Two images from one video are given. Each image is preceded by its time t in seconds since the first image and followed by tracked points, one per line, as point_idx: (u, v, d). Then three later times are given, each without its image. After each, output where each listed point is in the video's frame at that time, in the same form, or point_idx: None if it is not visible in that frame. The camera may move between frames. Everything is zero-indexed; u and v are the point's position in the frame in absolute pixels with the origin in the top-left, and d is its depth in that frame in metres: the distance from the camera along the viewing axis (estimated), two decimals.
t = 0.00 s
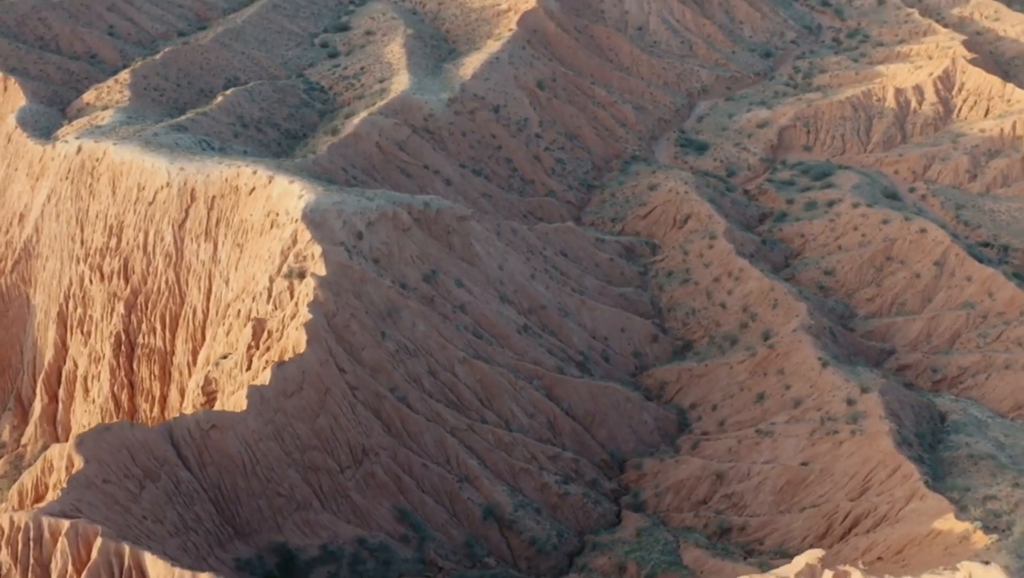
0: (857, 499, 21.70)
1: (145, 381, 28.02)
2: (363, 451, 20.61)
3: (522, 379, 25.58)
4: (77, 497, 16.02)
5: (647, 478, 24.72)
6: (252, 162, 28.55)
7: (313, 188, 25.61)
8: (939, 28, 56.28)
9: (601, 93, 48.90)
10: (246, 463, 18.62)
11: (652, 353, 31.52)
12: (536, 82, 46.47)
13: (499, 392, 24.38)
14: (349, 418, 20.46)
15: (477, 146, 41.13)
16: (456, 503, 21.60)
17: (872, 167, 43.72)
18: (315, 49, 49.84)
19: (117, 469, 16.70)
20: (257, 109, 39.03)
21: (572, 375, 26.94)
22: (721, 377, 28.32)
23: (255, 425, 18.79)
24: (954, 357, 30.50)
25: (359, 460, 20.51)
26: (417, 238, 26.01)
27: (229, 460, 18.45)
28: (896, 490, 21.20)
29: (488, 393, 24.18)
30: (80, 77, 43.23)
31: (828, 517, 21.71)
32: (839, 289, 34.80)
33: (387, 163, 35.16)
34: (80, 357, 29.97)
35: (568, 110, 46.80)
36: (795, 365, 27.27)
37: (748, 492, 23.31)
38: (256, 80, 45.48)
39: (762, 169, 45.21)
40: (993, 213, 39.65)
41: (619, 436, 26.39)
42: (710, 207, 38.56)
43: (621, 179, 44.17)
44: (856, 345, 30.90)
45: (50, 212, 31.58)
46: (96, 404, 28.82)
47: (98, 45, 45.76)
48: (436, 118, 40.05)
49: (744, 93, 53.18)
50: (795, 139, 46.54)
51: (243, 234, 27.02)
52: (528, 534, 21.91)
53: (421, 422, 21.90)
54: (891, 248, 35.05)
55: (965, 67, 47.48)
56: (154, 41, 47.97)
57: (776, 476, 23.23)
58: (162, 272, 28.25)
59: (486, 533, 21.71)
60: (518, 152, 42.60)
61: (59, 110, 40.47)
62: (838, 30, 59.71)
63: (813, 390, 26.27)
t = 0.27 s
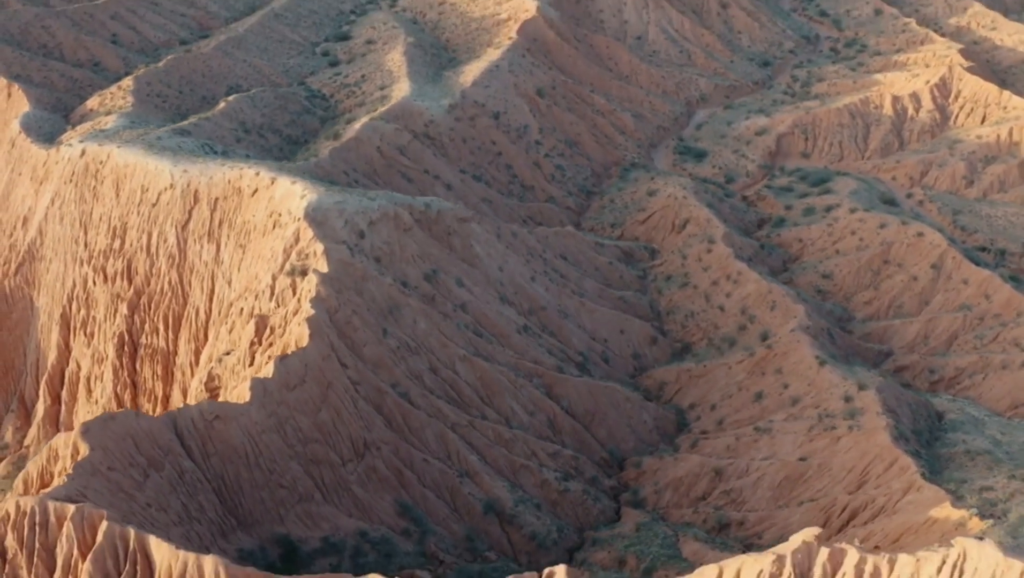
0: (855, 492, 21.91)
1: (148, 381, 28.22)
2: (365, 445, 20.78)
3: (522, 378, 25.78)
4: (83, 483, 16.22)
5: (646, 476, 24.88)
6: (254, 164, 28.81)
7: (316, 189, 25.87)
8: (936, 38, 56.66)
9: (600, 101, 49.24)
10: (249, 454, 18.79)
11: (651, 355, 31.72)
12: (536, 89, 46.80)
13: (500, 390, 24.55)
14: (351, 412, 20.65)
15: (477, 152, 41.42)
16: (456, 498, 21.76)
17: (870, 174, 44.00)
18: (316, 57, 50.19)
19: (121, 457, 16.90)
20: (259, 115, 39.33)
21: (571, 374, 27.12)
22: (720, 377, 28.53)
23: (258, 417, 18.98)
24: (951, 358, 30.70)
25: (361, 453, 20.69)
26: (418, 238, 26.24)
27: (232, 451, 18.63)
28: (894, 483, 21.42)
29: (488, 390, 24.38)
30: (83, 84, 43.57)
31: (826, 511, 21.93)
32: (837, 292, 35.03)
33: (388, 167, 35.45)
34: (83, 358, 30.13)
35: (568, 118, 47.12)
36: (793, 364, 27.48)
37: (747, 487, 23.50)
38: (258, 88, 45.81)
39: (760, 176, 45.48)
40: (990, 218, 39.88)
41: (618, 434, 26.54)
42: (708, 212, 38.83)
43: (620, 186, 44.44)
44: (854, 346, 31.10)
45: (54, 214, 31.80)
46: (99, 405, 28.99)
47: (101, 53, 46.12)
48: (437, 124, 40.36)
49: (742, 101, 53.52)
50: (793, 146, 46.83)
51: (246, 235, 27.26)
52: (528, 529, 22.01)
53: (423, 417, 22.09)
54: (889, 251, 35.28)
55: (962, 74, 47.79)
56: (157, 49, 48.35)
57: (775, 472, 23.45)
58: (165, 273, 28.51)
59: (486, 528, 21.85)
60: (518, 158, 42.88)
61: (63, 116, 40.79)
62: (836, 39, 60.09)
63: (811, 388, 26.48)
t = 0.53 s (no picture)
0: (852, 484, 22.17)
1: (151, 382, 28.43)
2: (367, 438, 21.00)
3: (522, 376, 26.02)
4: (89, 469, 16.44)
5: (645, 473, 25.07)
6: (257, 167, 29.14)
7: (319, 190, 26.20)
8: (933, 49, 57.16)
9: (600, 110, 49.65)
10: (252, 444, 19.01)
11: (650, 357, 31.94)
12: (536, 98, 47.19)
13: (500, 387, 24.76)
14: (353, 405, 20.88)
15: (478, 159, 41.77)
16: (457, 492, 21.94)
17: (867, 181, 44.33)
18: (318, 67, 50.60)
19: (127, 444, 17.13)
20: (262, 122, 39.68)
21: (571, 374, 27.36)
22: (719, 377, 28.77)
23: (261, 408, 19.22)
24: (948, 360, 30.93)
25: (362, 446, 20.90)
26: (420, 238, 26.54)
27: (236, 441, 18.84)
28: (890, 474, 21.71)
29: (489, 387, 24.60)
30: (87, 92, 43.96)
31: (823, 504, 22.18)
32: (834, 296, 35.30)
33: (389, 173, 35.80)
34: (87, 360, 30.32)
35: (567, 127, 47.50)
36: (790, 364, 27.76)
37: (744, 483, 23.72)
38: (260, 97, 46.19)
39: (758, 184, 45.80)
40: (986, 224, 40.18)
41: (618, 433, 26.72)
42: (706, 217, 39.13)
43: (619, 193, 44.77)
44: (851, 348, 31.34)
45: (58, 218, 32.08)
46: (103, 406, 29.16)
47: (104, 62, 46.55)
48: (437, 131, 40.74)
49: (740, 111, 53.93)
50: (790, 155, 47.20)
51: (250, 236, 27.56)
52: (529, 524, 22.10)
53: (424, 412, 22.32)
54: (886, 256, 35.57)
55: (958, 83, 48.19)
56: (160, 59, 48.80)
57: (772, 467, 23.70)
58: (169, 275, 28.79)
59: (487, 522, 22.01)
60: (518, 165, 43.22)
61: (67, 124, 41.15)
62: (834, 51, 60.57)
63: (808, 387, 26.74)
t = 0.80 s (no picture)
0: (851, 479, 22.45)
1: (153, 382, 28.59)
2: (368, 433, 21.19)
3: (522, 375, 26.23)
4: (95, 457, 16.63)
5: (644, 471, 25.25)
6: (260, 169, 29.42)
7: (321, 191, 26.51)
8: (930, 58, 57.56)
9: (599, 118, 50.01)
10: (256, 437, 19.19)
11: (649, 359, 32.12)
12: (535, 105, 47.53)
13: (500, 385, 24.95)
14: (355, 400, 21.11)
15: (478, 165, 42.07)
16: (458, 487, 22.10)
17: (864, 188, 44.62)
18: (319, 76, 50.95)
19: (132, 433, 17.29)
20: (264, 128, 39.99)
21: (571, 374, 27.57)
22: (717, 378, 28.99)
23: (265, 401, 19.42)
24: (945, 361, 31.13)
25: (364, 441, 21.08)
26: (421, 238, 26.81)
27: (239, 433, 19.01)
28: (887, 467, 22.02)
29: (489, 385, 24.80)
30: (90, 99, 44.29)
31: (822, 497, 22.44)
32: (832, 300, 35.55)
33: (391, 177, 36.09)
34: (89, 362, 30.45)
35: (567, 134, 47.83)
36: (788, 363, 28.00)
37: (743, 479, 23.91)
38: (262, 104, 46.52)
39: (757, 191, 46.07)
40: (983, 229, 40.38)
41: (617, 432, 26.89)
42: (705, 222, 39.39)
43: (618, 200, 45.05)
44: (849, 350, 31.55)
45: (62, 221, 32.33)
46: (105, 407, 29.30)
47: (107, 70, 46.92)
48: (438, 138, 41.08)
49: (739, 120, 54.27)
50: (789, 162, 47.50)
51: (252, 237, 27.83)
52: (529, 519, 22.17)
53: (425, 408, 22.54)
54: (883, 260, 35.82)
55: (954, 91, 48.52)
56: (163, 68, 49.19)
57: (771, 463, 23.92)
58: (172, 276, 29.04)
59: (488, 517, 22.14)
60: (517, 172, 43.51)
61: (70, 130, 41.46)
62: (831, 60, 60.98)
63: (806, 385, 26.99)
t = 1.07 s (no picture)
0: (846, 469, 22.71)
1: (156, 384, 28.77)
2: (370, 428, 21.39)
3: (522, 374, 26.44)
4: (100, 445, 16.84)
5: (644, 470, 25.44)
6: (262, 172, 29.72)
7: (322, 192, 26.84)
8: (928, 67, 57.95)
9: (598, 127, 50.35)
10: (259, 429, 19.37)
11: (648, 361, 32.29)
12: (535, 113, 47.86)
13: (501, 384, 25.14)
14: (356, 395, 21.34)
15: (478, 172, 42.36)
16: (459, 482, 22.23)
17: (862, 195, 44.89)
18: (320, 85, 51.31)
19: (137, 422, 17.48)
20: (266, 135, 40.30)
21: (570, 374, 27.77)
22: (716, 378, 29.22)
23: (268, 394, 19.63)
24: (942, 363, 31.35)
25: (366, 436, 21.27)
26: (422, 239, 27.09)
27: (243, 425, 19.20)
28: (884, 462, 22.30)
29: (490, 384, 25.01)
30: (93, 107, 44.59)
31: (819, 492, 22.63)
32: (830, 304, 35.80)
33: (391, 182, 36.38)
34: (93, 363, 30.59)
35: (566, 142, 48.16)
36: (786, 364, 28.26)
37: (741, 476, 24.06)
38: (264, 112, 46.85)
39: (755, 198, 46.34)
40: (980, 234, 40.57)
41: (617, 432, 27.05)
42: (704, 228, 39.63)
43: (618, 206, 45.32)
44: (847, 352, 31.77)
45: (66, 224, 32.60)
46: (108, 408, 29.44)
47: (110, 78, 47.30)
48: (438, 144, 41.42)
49: (737, 128, 54.59)
50: (787, 169, 47.80)
51: (255, 239, 28.11)
52: (529, 514, 22.27)
53: (426, 404, 22.77)
54: (880, 264, 36.07)
55: (951, 98, 48.84)
56: (166, 76, 49.57)
57: (769, 460, 24.07)
58: (175, 278, 29.31)
59: (488, 512, 22.25)
60: (517, 178, 43.79)
61: (73, 137, 41.76)
62: (829, 70, 61.37)
63: (804, 384, 27.25)
